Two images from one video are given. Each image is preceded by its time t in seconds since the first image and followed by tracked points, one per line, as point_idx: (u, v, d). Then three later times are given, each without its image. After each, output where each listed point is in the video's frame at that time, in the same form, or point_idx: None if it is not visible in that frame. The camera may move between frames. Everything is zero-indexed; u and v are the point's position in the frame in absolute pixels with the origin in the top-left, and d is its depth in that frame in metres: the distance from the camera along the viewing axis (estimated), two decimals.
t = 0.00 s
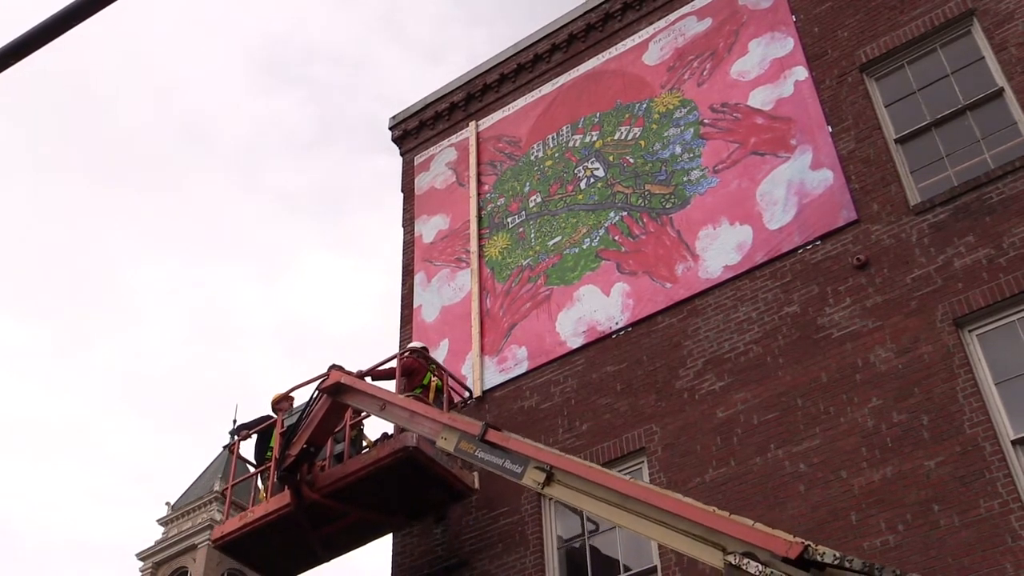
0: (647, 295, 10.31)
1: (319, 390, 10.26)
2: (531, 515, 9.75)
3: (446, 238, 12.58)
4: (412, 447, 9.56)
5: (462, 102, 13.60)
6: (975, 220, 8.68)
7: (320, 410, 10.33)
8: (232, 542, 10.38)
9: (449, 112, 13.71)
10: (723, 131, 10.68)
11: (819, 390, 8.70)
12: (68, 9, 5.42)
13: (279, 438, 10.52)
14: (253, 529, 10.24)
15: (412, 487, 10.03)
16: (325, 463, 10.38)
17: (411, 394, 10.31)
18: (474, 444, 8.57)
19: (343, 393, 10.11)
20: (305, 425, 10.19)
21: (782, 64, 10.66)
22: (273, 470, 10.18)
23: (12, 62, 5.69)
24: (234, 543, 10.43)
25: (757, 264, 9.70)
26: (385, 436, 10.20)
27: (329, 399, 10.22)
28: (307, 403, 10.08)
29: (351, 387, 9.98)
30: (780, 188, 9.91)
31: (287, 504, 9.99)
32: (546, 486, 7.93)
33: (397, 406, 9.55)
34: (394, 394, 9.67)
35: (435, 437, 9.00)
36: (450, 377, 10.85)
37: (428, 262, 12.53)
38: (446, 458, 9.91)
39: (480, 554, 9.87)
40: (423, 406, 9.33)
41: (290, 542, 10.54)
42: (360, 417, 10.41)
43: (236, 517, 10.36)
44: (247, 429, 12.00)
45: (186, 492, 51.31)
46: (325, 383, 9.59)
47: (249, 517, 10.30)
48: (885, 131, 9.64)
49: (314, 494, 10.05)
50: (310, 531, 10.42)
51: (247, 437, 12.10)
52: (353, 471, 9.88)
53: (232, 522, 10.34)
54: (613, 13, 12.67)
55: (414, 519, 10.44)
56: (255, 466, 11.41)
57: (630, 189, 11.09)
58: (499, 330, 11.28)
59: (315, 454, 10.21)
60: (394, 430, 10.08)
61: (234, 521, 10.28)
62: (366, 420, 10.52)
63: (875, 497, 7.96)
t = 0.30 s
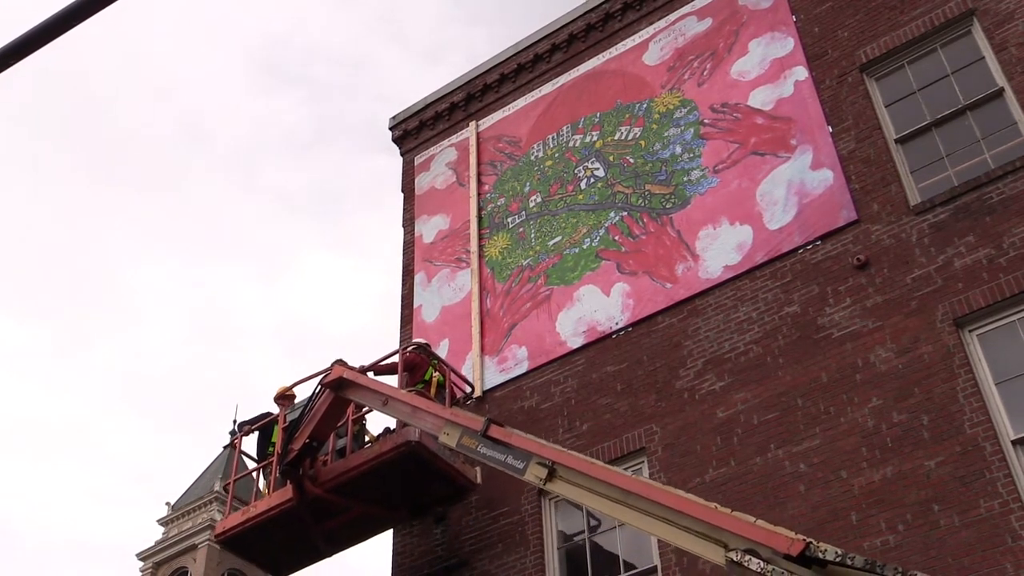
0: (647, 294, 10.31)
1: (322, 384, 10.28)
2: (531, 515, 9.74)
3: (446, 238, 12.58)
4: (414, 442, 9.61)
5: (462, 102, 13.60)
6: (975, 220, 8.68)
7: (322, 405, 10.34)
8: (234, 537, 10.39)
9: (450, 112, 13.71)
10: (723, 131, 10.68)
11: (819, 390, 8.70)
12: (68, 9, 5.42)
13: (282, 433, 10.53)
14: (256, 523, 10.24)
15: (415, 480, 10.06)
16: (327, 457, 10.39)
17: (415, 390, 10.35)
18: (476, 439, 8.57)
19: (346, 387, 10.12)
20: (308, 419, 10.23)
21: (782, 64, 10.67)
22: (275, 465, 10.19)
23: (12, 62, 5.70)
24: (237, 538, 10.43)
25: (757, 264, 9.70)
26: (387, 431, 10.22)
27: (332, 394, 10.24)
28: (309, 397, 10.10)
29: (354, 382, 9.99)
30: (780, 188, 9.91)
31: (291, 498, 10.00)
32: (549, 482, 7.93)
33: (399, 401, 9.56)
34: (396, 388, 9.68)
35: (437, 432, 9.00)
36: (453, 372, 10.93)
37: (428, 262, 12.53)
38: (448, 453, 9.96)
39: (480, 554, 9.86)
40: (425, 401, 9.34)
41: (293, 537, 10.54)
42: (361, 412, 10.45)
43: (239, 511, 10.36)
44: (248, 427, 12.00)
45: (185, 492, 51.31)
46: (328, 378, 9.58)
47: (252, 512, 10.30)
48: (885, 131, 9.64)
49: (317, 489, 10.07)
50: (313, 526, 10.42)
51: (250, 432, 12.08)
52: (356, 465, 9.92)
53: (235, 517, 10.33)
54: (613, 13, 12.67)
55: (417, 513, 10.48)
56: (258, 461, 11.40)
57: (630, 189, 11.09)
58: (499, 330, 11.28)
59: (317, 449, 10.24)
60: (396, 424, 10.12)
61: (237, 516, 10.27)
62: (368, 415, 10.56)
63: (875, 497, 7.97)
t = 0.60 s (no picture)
0: (646, 294, 10.31)
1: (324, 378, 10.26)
2: (531, 514, 9.74)
3: (446, 237, 12.58)
4: (417, 436, 9.56)
5: (462, 102, 13.60)
6: (975, 220, 8.68)
7: (325, 399, 10.33)
8: (235, 532, 10.37)
9: (449, 111, 13.72)
10: (723, 131, 10.68)
11: (819, 390, 8.71)
12: (67, 9, 5.41)
13: (284, 427, 10.52)
14: (258, 517, 10.22)
15: (417, 475, 10.05)
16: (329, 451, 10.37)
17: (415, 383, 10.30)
18: (478, 433, 8.56)
19: (348, 382, 10.09)
20: (310, 413, 10.22)
21: (782, 64, 10.67)
22: (278, 459, 10.17)
23: (13, 62, 5.68)
24: (238, 532, 10.40)
25: (757, 264, 9.70)
26: (390, 425, 10.18)
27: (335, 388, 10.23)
28: (311, 391, 10.09)
29: (357, 376, 9.96)
30: (780, 188, 9.91)
31: (293, 492, 9.95)
32: (551, 477, 7.92)
33: (402, 396, 9.52)
34: (399, 383, 9.63)
35: (440, 426, 8.98)
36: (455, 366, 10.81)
37: (428, 262, 12.53)
38: (451, 447, 9.94)
39: (480, 554, 9.85)
40: (428, 396, 9.32)
41: (295, 531, 10.52)
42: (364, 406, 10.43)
43: (241, 505, 10.33)
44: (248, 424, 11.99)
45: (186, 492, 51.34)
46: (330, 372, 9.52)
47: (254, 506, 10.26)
48: (885, 131, 9.63)
49: (319, 482, 10.05)
50: (315, 519, 10.41)
51: (251, 428, 12.07)
52: (358, 459, 9.90)
53: (237, 511, 10.30)
54: (613, 13, 12.67)
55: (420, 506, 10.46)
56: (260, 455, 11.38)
57: (629, 189, 11.09)
58: (498, 329, 11.28)
59: (319, 443, 10.22)
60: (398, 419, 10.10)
61: (239, 510, 10.24)
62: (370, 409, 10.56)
63: (874, 497, 7.97)
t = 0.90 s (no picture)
0: (646, 294, 10.31)
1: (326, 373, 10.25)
2: (531, 514, 9.74)
3: (446, 237, 12.58)
4: (419, 430, 9.58)
5: (462, 102, 13.60)
6: (975, 220, 8.68)
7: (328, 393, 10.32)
8: (236, 527, 10.38)
9: (449, 111, 13.71)
10: (723, 131, 10.68)
11: (818, 390, 8.71)
12: (68, 9, 5.41)
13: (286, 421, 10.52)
14: (261, 511, 10.23)
15: (420, 469, 10.05)
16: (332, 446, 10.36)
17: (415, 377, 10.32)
18: (481, 429, 8.55)
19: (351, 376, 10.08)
20: (312, 408, 10.20)
21: (782, 64, 10.66)
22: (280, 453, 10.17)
23: (13, 61, 5.68)
24: (241, 526, 10.42)
25: (757, 264, 9.70)
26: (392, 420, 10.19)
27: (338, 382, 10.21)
28: (314, 385, 10.07)
29: (360, 370, 9.94)
30: (780, 188, 9.90)
31: (295, 486, 9.96)
32: (552, 473, 7.90)
33: (404, 391, 9.52)
34: (401, 377, 9.63)
35: (442, 422, 8.98)
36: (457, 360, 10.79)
37: (428, 262, 12.53)
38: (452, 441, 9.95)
39: (480, 554, 9.84)
40: (430, 390, 9.29)
41: (297, 525, 10.51)
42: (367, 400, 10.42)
43: (244, 499, 10.33)
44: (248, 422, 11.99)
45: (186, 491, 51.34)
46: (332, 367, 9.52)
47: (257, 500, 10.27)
48: (885, 131, 9.62)
49: (321, 477, 10.05)
50: (317, 514, 10.41)
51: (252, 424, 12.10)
52: (361, 453, 9.89)
53: (239, 505, 10.31)
54: (613, 13, 12.67)
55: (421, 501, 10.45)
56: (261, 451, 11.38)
57: (629, 189, 11.09)
58: (498, 329, 11.28)
59: (321, 437, 10.20)
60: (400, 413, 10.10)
61: (242, 504, 10.26)
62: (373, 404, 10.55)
63: (874, 497, 7.98)
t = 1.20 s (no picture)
0: (646, 286, 10.31)
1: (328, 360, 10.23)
2: (531, 505, 9.75)
3: (446, 228, 12.59)
4: (421, 416, 9.58)
5: (462, 94, 13.59)
6: (975, 211, 8.68)
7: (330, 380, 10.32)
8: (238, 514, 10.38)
9: (450, 103, 13.71)
10: (723, 123, 10.68)
11: (818, 381, 8.72)
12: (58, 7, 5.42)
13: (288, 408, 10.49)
14: (262, 498, 10.23)
15: (422, 457, 10.04)
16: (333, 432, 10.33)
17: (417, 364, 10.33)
18: (482, 416, 8.55)
19: (353, 363, 10.09)
20: (314, 394, 10.17)
21: (783, 55, 10.66)
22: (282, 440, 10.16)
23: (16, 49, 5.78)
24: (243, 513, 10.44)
25: (757, 255, 9.70)
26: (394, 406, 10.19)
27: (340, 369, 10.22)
28: (316, 372, 10.05)
29: (362, 357, 9.98)
30: (780, 179, 9.90)
31: (297, 473, 9.93)
32: (554, 460, 7.91)
33: (405, 377, 9.52)
34: (402, 364, 9.64)
35: (444, 409, 8.99)
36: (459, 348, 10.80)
37: (428, 253, 12.54)
38: (453, 427, 9.85)
39: (480, 544, 9.85)
40: (432, 377, 9.32)
41: (299, 511, 10.50)
42: (369, 387, 10.40)
43: (245, 486, 10.33)
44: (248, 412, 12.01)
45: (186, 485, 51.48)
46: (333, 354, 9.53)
47: (258, 487, 10.27)
48: (885, 123, 9.62)
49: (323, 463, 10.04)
50: (318, 500, 10.41)
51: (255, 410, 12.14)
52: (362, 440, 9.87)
53: (240, 492, 10.31)
54: (613, 5, 12.66)
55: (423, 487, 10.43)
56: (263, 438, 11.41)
57: (629, 180, 11.10)
58: (498, 321, 11.29)
59: (323, 424, 10.17)
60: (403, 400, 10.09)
61: (243, 491, 10.26)
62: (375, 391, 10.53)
63: (874, 488, 8.00)
